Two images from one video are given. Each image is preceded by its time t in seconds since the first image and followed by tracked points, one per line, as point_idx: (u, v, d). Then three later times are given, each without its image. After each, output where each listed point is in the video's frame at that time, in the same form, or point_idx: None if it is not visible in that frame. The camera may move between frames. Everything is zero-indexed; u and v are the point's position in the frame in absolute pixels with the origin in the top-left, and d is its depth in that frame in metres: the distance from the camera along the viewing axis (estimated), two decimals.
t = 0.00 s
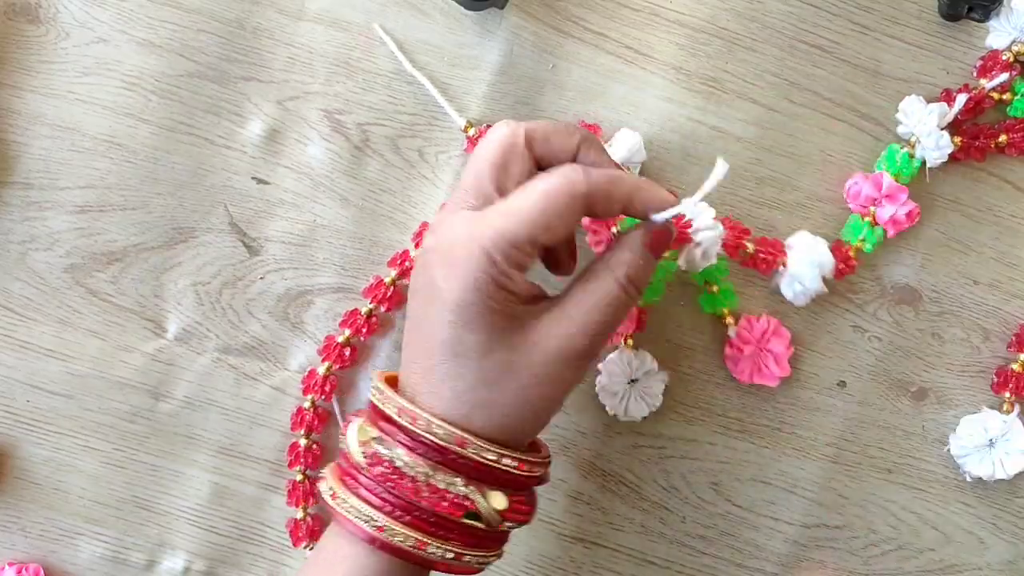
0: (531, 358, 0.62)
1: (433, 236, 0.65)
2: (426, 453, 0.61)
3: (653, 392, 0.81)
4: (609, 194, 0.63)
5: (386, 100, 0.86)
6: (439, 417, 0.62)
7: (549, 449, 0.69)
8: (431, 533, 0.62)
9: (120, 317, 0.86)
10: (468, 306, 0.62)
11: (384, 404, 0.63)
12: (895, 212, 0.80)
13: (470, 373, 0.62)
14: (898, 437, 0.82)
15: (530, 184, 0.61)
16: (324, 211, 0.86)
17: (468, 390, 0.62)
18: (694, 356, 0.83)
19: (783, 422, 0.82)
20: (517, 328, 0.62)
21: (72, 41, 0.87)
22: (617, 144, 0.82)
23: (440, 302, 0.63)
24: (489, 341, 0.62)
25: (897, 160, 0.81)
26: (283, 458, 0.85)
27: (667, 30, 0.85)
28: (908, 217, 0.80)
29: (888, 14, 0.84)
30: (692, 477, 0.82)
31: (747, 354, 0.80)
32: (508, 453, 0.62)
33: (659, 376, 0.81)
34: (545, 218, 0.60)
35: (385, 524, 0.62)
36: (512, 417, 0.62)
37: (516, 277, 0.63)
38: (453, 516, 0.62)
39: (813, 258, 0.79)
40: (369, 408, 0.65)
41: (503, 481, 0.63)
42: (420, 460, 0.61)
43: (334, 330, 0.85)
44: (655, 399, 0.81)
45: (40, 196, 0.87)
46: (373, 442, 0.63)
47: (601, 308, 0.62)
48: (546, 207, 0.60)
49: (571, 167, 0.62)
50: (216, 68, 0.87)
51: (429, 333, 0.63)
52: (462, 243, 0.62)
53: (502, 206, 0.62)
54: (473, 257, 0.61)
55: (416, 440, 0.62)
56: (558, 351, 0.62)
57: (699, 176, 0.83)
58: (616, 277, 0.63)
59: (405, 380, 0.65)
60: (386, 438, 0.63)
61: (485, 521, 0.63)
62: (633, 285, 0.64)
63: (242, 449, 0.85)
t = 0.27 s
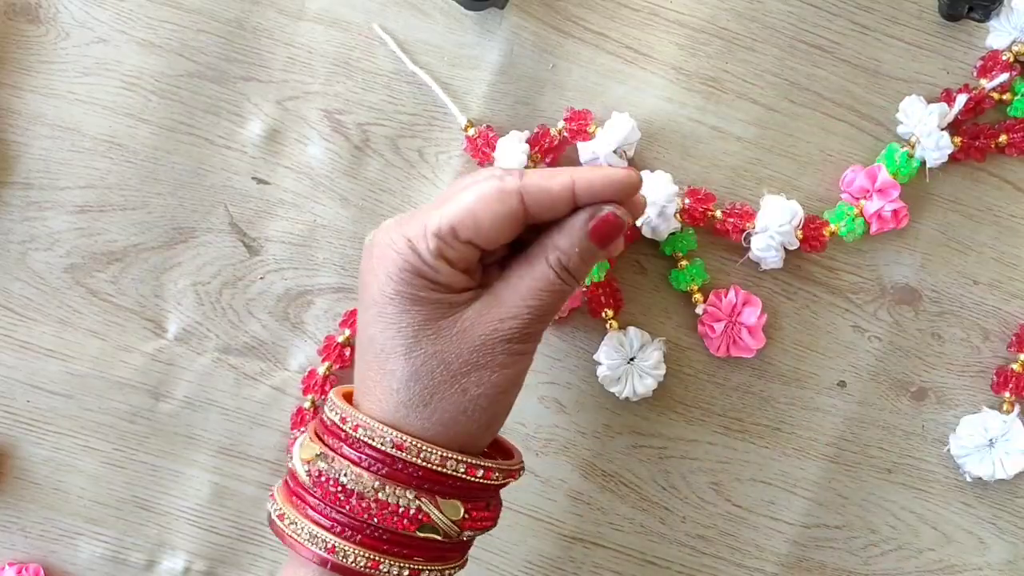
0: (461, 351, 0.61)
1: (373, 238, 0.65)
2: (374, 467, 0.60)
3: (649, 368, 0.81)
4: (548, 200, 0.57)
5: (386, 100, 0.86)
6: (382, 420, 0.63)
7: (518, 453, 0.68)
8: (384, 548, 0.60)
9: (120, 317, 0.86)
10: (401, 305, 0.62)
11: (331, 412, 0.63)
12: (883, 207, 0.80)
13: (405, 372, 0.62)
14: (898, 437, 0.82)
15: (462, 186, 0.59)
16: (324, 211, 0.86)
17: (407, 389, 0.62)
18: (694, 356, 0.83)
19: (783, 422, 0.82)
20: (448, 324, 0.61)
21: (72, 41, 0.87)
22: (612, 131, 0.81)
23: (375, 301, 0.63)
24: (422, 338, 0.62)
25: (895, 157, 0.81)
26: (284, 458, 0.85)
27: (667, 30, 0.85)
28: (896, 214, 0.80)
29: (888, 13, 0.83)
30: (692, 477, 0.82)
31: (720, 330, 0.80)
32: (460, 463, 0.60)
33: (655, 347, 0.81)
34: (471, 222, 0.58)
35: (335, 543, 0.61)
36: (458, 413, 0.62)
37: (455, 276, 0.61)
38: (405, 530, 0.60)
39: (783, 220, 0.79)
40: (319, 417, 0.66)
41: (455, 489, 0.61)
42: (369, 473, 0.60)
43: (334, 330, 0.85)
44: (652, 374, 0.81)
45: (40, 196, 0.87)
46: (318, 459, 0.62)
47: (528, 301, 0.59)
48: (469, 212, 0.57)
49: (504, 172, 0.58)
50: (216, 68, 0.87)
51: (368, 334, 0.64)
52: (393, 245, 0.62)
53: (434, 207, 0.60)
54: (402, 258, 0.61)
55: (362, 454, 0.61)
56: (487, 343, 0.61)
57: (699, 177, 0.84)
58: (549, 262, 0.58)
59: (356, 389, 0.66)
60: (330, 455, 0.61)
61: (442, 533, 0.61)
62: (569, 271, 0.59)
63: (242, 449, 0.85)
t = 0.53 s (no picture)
0: (400, 341, 0.57)
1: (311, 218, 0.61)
2: (302, 459, 0.57)
3: (650, 366, 0.81)
4: (482, 157, 0.57)
5: (386, 100, 0.86)
6: (315, 413, 0.59)
7: (459, 447, 0.65)
8: (314, 549, 0.58)
9: (120, 317, 0.86)
10: (339, 289, 0.58)
11: (262, 402, 0.59)
12: (883, 207, 0.80)
13: (341, 362, 0.58)
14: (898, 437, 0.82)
15: (401, 153, 0.58)
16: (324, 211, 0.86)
17: (342, 381, 0.58)
18: (694, 356, 0.83)
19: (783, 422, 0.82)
20: (386, 311, 0.58)
21: (72, 41, 0.87)
22: (612, 131, 0.81)
23: (312, 286, 0.59)
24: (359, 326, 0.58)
25: (895, 158, 0.81)
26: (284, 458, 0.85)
27: (667, 30, 0.85)
28: (896, 214, 0.80)
29: (888, 14, 0.84)
30: (692, 477, 0.82)
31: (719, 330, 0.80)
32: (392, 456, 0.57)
33: (655, 348, 0.82)
34: (413, 188, 0.56)
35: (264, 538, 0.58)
36: (393, 412, 0.58)
37: (393, 257, 0.58)
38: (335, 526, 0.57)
39: (783, 220, 0.79)
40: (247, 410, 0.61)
41: (389, 484, 0.58)
42: (297, 466, 0.57)
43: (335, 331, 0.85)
44: (652, 372, 0.81)
45: (39, 196, 0.87)
46: (243, 452, 0.58)
47: (464, 284, 0.57)
48: (410, 178, 0.56)
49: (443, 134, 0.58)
50: (216, 68, 0.87)
51: (303, 323, 0.59)
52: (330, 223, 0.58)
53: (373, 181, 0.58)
54: (340, 235, 0.57)
55: (291, 445, 0.57)
56: (426, 334, 0.57)
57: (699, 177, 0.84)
58: (479, 241, 0.58)
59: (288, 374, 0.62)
60: (257, 447, 0.58)
61: (372, 529, 0.58)
62: (501, 249, 0.58)
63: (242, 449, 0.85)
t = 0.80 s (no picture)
0: (428, 346, 0.57)
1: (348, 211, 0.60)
2: (325, 458, 0.57)
3: (650, 367, 0.81)
4: (528, 171, 0.54)
5: (386, 100, 0.86)
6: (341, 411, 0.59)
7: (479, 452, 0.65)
8: (332, 547, 0.58)
9: (120, 317, 0.86)
10: (371, 290, 0.57)
11: (287, 395, 0.59)
12: (882, 207, 0.80)
13: (369, 363, 0.58)
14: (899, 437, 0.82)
15: (448, 156, 0.55)
16: (324, 211, 0.86)
17: (369, 384, 0.58)
18: (693, 356, 0.83)
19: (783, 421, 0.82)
20: (416, 315, 0.58)
21: (72, 41, 0.87)
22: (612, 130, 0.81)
23: (344, 284, 0.58)
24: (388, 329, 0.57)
25: (895, 158, 0.81)
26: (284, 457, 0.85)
27: (667, 30, 0.85)
28: (895, 214, 0.80)
29: (888, 13, 0.83)
30: (692, 477, 0.82)
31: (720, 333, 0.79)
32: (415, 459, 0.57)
33: (655, 347, 0.81)
34: (453, 198, 0.54)
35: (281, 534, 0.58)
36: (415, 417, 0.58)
37: (429, 262, 0.57)
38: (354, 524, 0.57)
39: (782, 218, 0.79)
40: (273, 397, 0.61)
41: (409, 485, 0.58)
42: (317, 463, 0.57)
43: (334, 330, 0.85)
44: (652, 373, 0.81)
45: (40, 196, 0.87)
46: (267, 447, 0.58)
47: (497, 294, 0.56)
48: (451, 187, 0.54)
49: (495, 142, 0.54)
50: (216, 68, 0.87)
51: (333, 319, 0.59)
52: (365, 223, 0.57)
53: (413, 182, 0.56)
54: (374, 238, 0.56)
55: (313, 442, 0.58)
56: (453, 342, 0.57)
57: (699, 177, 0.84)
58: (516, 253, 0.56)
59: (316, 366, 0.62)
60: (281, 443, 0.58)
61: (390, 531, 0.58)
62: (538, 260, 0.56)
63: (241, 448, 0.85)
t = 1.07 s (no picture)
0: (434, 352, 0.58)
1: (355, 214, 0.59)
2: (327, 465, 0.57)
3: (649, 364, 0.81)
4: (539, 184, 0.52)
5: (386, 100, 0.86)
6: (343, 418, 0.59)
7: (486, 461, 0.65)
8: (334, 556, 0.57)
9: (120, 317, 0.86)
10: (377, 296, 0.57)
11: (290, 400, 0.60)
12: (880, 206, 0.80)
13: (373, 371, 0.58)
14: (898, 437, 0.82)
15: (457, 163, 0.54)
16: (324, 210, 0.86)
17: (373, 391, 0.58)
18: (693, 355, 0.83)
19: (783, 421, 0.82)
20: (421, 322, 0.58)
21: (72, 41, 0.87)
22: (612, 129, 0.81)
23: (351, 292, 0.58)
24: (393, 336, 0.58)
25: (894, 157, 0.81)
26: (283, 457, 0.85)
27: (667, 30, 0.85)
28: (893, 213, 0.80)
29: (888, 13, 0.83)
30: (692, 477, 0.82)
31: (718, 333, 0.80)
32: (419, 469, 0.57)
33: (653, 345, 0.81)
34: (459, 209, 0.53)
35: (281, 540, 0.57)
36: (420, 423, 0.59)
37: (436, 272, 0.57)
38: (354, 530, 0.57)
39: (777, 211, 0.79)
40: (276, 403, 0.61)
41: (411, 496, 0.58)
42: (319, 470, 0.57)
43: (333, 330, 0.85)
44: (651, 369, 0.81)
45: (39, 196, 0.87)
46: (270, 451, 0.58)
47: (507, 303, 0.57)
48: (458, 198, 0.53)
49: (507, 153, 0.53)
50: (216, 68, 0.87)
51: (337, 324, 0.59)
52: (373, 229, 0.56)
53: (420, 189, 0.55)
54: (380, 246, 0.56)
55: (316, 449, 0.57)
56: (458, 351, 0.58)
57: (699, 177, 0.84)
58: (525, 262, 0.56)
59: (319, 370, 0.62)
60: (284, 447, 0.58)
61: (392, 541, 0.58)
62: (547, 271, 0.57)
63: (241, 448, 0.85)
